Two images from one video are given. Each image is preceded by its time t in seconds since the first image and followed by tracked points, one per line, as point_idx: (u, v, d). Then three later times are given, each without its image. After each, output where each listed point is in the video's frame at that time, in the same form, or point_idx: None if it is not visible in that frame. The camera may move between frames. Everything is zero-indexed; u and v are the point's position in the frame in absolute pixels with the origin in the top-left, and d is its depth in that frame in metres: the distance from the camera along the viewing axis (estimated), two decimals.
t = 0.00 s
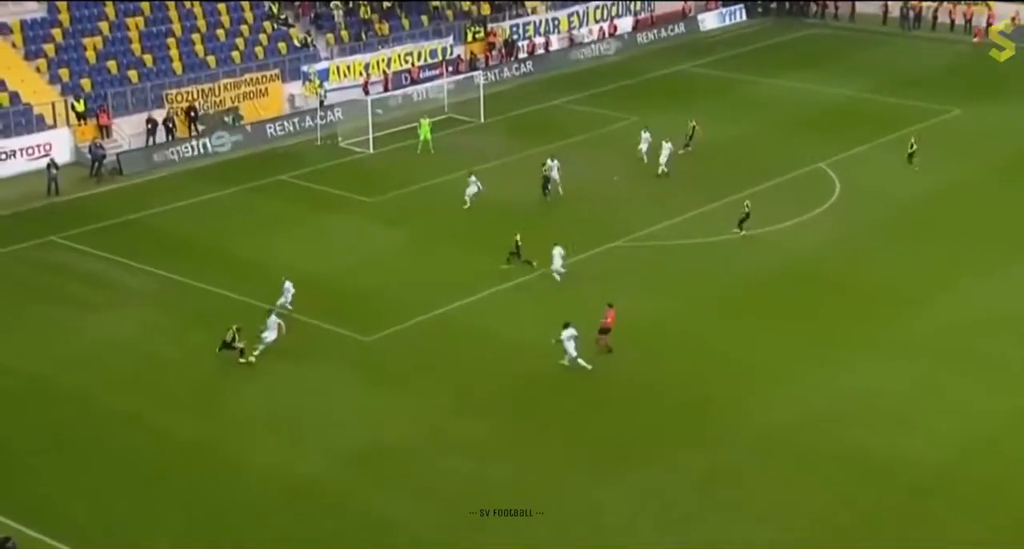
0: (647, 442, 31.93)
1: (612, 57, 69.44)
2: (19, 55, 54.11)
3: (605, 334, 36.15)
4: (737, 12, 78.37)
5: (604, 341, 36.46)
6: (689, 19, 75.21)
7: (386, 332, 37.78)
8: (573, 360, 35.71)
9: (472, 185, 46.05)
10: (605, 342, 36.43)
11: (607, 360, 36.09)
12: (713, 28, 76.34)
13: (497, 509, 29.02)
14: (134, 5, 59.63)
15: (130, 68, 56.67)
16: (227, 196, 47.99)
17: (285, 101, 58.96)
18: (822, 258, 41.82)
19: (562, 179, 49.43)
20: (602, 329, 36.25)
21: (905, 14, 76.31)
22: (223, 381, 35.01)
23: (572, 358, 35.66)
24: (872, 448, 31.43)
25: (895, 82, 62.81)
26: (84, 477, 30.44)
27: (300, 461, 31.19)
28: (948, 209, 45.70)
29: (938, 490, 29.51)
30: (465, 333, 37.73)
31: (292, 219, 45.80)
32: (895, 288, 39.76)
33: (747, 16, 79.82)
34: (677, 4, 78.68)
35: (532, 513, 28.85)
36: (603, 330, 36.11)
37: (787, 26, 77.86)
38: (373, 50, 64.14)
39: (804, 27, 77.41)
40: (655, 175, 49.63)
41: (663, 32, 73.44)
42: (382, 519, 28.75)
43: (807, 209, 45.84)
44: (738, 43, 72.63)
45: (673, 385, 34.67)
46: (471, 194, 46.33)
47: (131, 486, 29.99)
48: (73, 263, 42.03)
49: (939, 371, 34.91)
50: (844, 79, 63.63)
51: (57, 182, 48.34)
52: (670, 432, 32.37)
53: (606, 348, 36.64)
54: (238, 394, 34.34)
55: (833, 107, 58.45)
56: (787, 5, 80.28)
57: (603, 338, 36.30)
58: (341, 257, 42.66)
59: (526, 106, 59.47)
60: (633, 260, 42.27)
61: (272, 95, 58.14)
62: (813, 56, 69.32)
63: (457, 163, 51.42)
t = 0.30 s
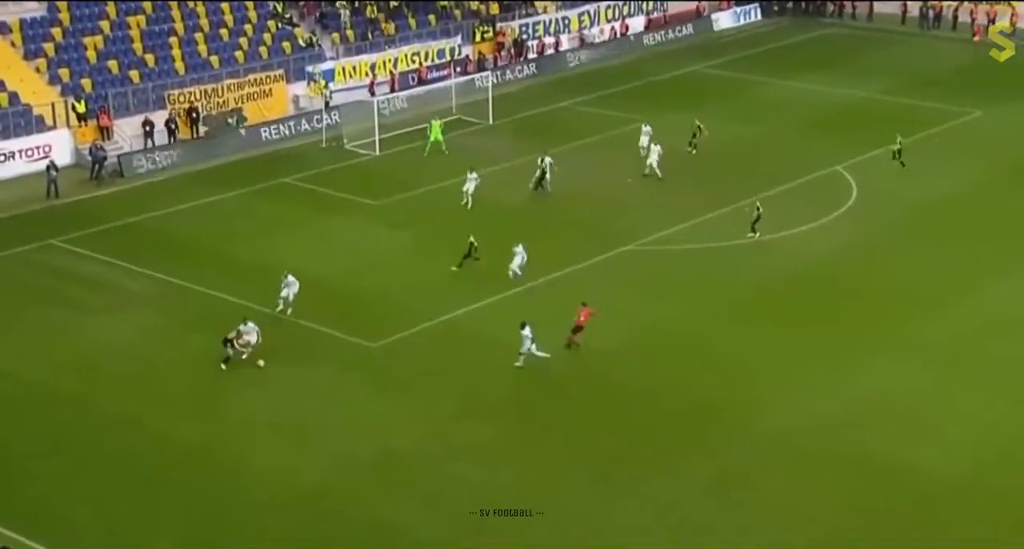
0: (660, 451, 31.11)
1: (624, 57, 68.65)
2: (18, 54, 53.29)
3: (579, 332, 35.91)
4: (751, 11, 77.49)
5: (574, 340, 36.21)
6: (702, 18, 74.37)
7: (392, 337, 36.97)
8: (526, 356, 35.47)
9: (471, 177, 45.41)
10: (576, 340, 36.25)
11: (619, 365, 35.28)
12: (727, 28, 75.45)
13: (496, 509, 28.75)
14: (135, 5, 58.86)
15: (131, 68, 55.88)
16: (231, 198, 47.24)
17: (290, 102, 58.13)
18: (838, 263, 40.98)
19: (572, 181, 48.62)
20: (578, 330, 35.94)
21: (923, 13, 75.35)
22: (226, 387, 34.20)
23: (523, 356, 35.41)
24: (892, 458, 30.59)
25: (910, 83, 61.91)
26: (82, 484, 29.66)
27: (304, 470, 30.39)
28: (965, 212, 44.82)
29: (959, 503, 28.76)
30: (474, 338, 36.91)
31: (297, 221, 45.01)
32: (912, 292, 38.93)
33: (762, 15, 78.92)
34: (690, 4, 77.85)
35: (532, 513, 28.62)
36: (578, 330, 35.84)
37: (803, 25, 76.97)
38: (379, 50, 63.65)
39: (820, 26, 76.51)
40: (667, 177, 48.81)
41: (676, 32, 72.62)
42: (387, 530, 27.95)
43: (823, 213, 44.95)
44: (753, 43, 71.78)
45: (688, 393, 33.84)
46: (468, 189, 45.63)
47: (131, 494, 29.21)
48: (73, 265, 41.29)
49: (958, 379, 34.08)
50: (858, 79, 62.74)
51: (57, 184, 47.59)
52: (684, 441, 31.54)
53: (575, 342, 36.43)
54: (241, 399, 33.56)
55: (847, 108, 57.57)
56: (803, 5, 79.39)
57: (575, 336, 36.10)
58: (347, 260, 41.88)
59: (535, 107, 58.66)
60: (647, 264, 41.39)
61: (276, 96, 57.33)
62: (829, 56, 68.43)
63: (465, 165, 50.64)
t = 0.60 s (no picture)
0: (666, 456, 30.58)
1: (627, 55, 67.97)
2: (11, 52, 52.69)
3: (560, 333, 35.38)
4: (756, 7, 76.90)
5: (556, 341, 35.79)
6: (707, 14, 73.75)
7: (391, 339, 36.39)
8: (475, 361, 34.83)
9: (471, 173, 44.98)
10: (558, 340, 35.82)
11: (622, 368, 34.73)
12: (731, 25, 74.87)
13: (496, 509, 28.48)
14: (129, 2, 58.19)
15: (125, 65, 55.25)
16: (228, 198, 46.64)
17: (287, 100, 57.51)
18: (844, 264, 40.45)
19: (574, 181, 48.04)
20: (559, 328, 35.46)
21: (931, 9, 74.75)
22: (224, 391, 33.60)
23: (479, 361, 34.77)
24: (902, 466, 30.07)
25: (916, 81, 61.30)
26: (76, 492, 29.06)
27: (304, 475, 29.80)
28: (972, 213, 44.28)
29: (967, 510, 28.30)
30: (476, 340, 36.35)
31: (296, 221, 44.41)
32: (919, 295, 38.40)
33: (767, 12, 78.37)
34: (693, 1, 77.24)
35: (532, 513, 28.37)
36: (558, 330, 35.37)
37: (809, 22, 76.40)
38: (378, 47, 62.88)
39: (827, 23, 75.94)
40: (670, 177, 48.26)
41: (678, 29, 71.85)
42: (389, 539, 27.40)
43: (828, 213, 44.40)
44: (758, 41, 71.18)
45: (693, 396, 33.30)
46: (471, 188, 45.21)
47: (126, 503, 28.60)
48: (69, 266, 40.68)
49: (967, 383, 33.57)
50: (863, 77, 62.14)
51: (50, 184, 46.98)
52: (692, 446, 30.98)
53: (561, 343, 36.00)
54: (238, 402, 33.02)
55: (853, 106, 56.99)
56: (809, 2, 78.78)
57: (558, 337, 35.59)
58: (347, 261, 41.30)
59: (536, 106, 58.06)
60: (651, 265, 40.80)
61: (273, 94, 56.71)
62: (835, 53, 67.89)
63: (465, 165, 50.05)
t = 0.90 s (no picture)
0: (669, 459, 29.81)
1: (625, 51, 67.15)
2: None
3: (549, 331, 34.55)
4: (755, 3, 76.16)
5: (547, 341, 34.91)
6: (706, 9, 73.00)
7: (386, 340, 35.57)
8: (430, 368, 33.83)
9: (472, 172, 44.11)
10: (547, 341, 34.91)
11: (622, 368, 33.98)
12: (731, 20, 74.16)
13: (497, 508, 27.86)
14: None
15: (111, 61, 54.30)
16: (218, 196, 45.76)
17: (277, 97, 56.63)
18: (847, 264, 39.76)
19: (571, 180, 47.27)
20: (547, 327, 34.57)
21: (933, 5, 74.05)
22: (215, 393, 32.74)
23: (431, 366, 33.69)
24: (909, 468, 29.35)
25: (917, 79, 60.57)
26: (61, 498, 28.20)
27: (297, 479, 29.01)
28: (975, 212, 43.61)
29: (977, 512, 27.64)
30: (474, 342, 35.54)
31: (289, 221, 43.54)
32: (924, 294, 37.71)
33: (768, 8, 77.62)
34: None
35: (533, 513, 27.74)
36: (546, 329, 34.47)
37: (810, 18, 75.71)
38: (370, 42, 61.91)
39: (827, 19, 75.25)
40: (669, 175, 47.54)
41: (675, 25, 71.00)
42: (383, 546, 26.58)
43: (829, 212, 43.72)
44: (758, 37, 70.45)
45: (695, 397, 32.56)
46: (474, 188, 44.33)
47: (113, 509, 27.76)
48: (55, 266, 39.79)
49: (974, 384, 32.88)
50: (864, 74, 61.41)
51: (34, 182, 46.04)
52: (695, 449, 30.22)
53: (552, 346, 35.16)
54: (230, 405, 32.17)
55: (853, 104, 56.28)
56: None
57: (546, 337, 34.74)
58: (340, 261, 40.45)
59: (531, 103, 57.24)
60: (651, 265, 40.03)
61: (263, 91, 55.81)
62: (837, 49, 67.20)
63: (460, 163, 49.24)
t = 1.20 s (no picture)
0: (675, 463, 29.28)
1: (628, 49, 66.50)
2: None
3: (553, 335, 33.75)
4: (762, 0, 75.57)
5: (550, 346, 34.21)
6: (712, 6, 72.43)
7: (387, 343, 35.03)
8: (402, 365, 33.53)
9: (479, 171, 43.51)
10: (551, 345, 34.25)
11: (627, 371, 33.44)
12: (737, 17, 73.61)
13: (496, 509, 27.47)
14: None
15: (108, 58, 53.76)
16: (216, 196, 45.21)
17: (276, 94, 56.09)
18: (855, 265, 39.22)
19: (575, 179, 46.73)
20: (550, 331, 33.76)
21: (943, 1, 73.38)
22: (213, 397, 32.19)
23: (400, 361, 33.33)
24: (919, 472, 28.83)
25: (926, 76, 59.96)
26: (55, 503, 27.66)
27: (296, 482, 28.48)
28: (985, 212, 43.05)
29: (988, 516, 27.13)
30: (477, 344, 34.97)
31: (288, 221, 43.00)
32: (934, 296, 37.17)
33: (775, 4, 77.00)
34: None
35: (532, 512, 27.36)
36: (549, 332, 33.64)
37: (816, 14, 75.17)
38: (371, 39, 61.37)
39: (835, 15, 74.70)
40: (674, 175, 47.03)
41: (681, 22, 70.42)
42: None
43: (835, 212, 43.18)
44: (764, 34, 69.91)
45: (701, 400, 32.02)
46: (482, 187, 43.68)
47: (108, 514, 27.22)
48: (50, 267, 39.21)
49: (985, 387, 32.34)
50: (871, 72, 60.80)
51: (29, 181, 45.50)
52: (701, 453, 29.67)
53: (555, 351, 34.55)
54: (228, 408, 31.64)
55: (860, 102, 55.71)
56: None
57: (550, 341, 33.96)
58: (340, 262, 39.91)
59: (533, 101, 56.68)
60: (656, 266, 39.49)
61: (262, 89, 55.27)
62: (844, 47, 66.64)
63: (461, 162, 48.70)
